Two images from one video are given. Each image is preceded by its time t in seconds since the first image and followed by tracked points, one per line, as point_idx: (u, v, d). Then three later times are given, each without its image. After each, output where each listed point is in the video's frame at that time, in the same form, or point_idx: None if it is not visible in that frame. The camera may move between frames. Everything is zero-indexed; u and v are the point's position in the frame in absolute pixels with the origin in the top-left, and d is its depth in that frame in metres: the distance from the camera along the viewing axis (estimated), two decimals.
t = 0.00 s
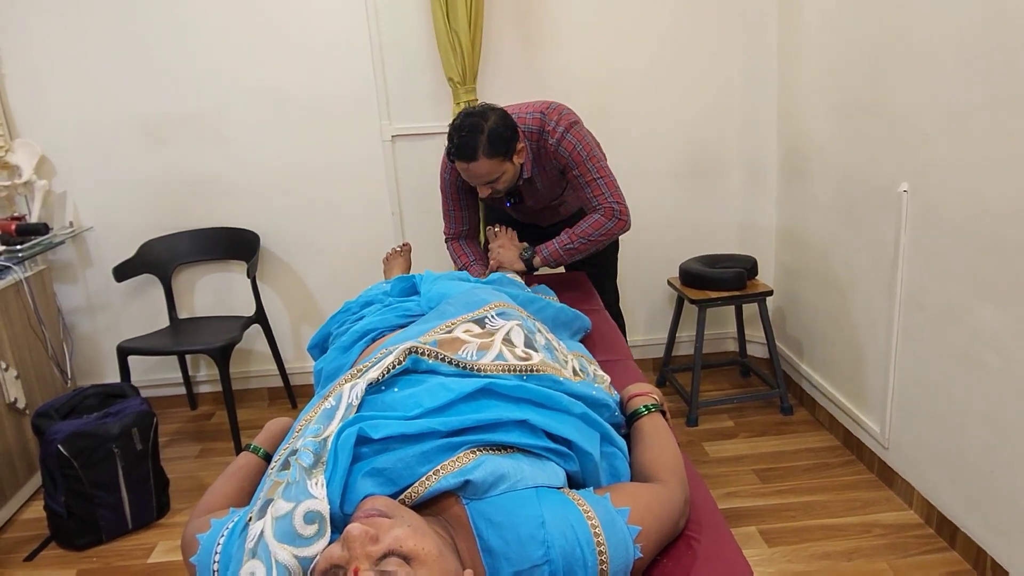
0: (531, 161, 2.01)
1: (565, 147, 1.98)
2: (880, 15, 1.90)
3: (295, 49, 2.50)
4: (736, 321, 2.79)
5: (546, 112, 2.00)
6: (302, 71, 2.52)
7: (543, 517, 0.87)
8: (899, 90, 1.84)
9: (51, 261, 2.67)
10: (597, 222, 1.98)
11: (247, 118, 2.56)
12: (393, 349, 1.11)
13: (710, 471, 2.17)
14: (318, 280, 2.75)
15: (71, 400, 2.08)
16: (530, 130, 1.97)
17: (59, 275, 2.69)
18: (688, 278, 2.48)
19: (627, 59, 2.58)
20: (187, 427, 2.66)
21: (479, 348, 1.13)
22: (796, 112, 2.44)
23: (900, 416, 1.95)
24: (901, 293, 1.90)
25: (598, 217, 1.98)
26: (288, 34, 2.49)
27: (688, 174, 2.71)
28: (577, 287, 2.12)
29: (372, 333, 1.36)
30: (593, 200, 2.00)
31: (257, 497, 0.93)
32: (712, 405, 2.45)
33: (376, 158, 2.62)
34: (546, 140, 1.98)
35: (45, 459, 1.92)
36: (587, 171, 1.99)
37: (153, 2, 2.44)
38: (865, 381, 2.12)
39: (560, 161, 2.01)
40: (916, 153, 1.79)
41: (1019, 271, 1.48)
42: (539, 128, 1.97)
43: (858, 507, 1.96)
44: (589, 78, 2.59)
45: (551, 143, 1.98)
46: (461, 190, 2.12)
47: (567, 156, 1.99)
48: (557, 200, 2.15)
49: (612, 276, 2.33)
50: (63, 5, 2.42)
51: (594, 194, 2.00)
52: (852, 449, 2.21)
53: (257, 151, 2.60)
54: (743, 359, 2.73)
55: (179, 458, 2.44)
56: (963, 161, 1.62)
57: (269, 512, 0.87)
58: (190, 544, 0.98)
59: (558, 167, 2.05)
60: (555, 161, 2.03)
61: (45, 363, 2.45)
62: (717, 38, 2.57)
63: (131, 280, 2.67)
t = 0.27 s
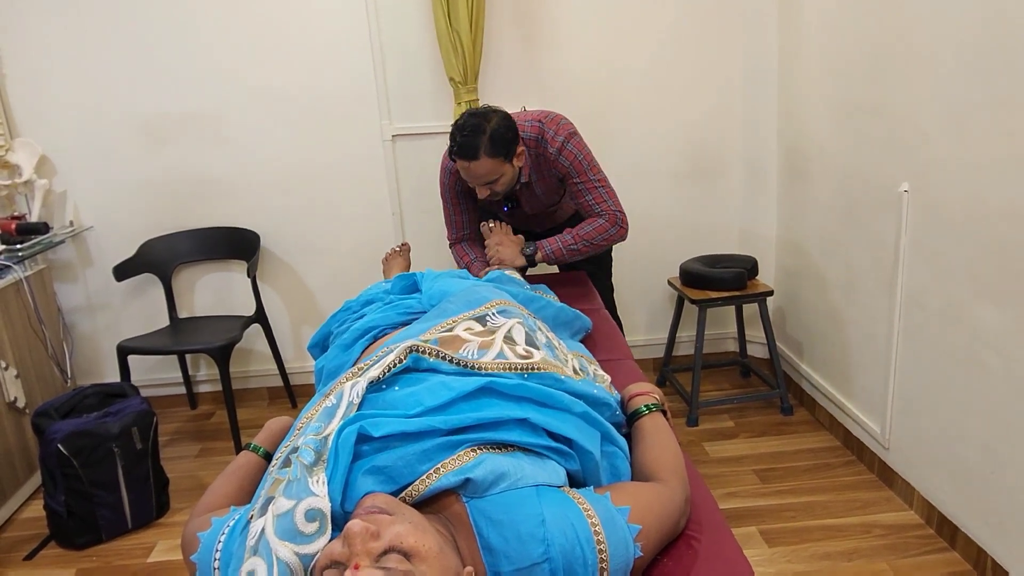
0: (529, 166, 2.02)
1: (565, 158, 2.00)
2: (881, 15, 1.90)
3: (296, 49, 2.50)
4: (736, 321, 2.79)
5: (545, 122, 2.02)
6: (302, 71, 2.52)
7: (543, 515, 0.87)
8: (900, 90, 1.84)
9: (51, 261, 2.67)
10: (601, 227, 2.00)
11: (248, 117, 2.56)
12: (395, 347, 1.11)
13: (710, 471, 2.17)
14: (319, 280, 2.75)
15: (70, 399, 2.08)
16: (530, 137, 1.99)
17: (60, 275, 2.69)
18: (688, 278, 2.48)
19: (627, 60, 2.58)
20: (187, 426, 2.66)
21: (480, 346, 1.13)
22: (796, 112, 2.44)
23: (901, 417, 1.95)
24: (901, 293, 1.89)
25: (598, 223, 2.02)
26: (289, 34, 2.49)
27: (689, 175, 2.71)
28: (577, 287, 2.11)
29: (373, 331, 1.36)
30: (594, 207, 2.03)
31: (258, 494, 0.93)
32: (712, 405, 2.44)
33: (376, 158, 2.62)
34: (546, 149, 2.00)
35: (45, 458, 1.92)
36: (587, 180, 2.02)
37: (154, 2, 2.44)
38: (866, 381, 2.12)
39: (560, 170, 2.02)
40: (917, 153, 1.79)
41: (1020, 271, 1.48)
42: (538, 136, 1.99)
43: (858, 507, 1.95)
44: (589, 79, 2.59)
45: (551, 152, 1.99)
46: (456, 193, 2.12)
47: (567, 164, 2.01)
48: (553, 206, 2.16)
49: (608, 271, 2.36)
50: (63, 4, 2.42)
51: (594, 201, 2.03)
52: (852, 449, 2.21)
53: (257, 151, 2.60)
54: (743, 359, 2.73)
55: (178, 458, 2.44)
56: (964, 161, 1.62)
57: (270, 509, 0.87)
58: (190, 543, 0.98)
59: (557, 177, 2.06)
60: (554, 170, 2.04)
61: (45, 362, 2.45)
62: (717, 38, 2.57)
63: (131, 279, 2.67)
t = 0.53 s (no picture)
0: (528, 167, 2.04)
1: (563, 161, 2.01)
2: (878, 17, 1.90)
3: (294, 50, 2.50)
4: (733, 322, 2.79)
5: (545, 127, 2.04)
6: (300, 71, 2.52)
7: (541, 512, 0.87)
8: (897, 92, 1.84)
9: (48, 261, 2.66)
10: (596, 232, 2.04)
11: (246, 118, 2.56)
12: (395, 347, 1.12)
13: (707, 472, 2.17)
14: (316, 281, 2.75)
15: (67, 400, 2.07)
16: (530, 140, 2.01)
17: (56, 275, 2.68)
18: (686, 279, 2.49)
19: (625, 61, 2.58)
20: (184, 427, 2.65)
21: (480, 346, 1.13)
22: (794, 113, 2.45)
23: (897, 418, 1.95)
24: (898, 295, 1.90)
25: (594, 227, 2.04)
26: (287, 35, 2.49)
27: (686, 176, 2.72)
28: (574, 288, 2.11)
29: (373, 330, 1.36)
30: (590, 213, 2.05)
31: (260, 492, 0.94)
32: (709, 405, 2.45)
33: (374, 158, 2.62)
34: (545, 152, 2.01)
35: (41, 459, 1.92)
36: (584, 185, 2.04)
37: (152, 2, 2.44)
38: (863, 382, 2.12)
39: (558, 174, 2.04)
40: (914, 154, 1.79)
41: (1018, 272, 1.48)
42: (538, 140, 2.01)
43: (855, 508, 1.96)
44: (587, 80, 2.60)
45: (550, 155, 2.00)
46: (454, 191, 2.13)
47: (565, 167, 2.02)
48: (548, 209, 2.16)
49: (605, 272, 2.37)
50: (61, 5, 2.42)
51: (591, 206, 2.05)
52: (849, 450, 2.21)
53: (255, 152, 2.60)
54: (740, 360, 2.74)
55: (175, 459, 2.44)
56: (961, 163, 1.62)
57: (271, 507, 0.87)
58: (190, 541, 0.98)
59: (555, 180, 2.07)
60: (552, 173, 2.05)
61: (41, 363, 2.44)
62: (715, 40, 2.58)
63: (128, 280, 2.66)
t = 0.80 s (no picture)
0: (531, 164, 2.08)
1: (566, 158, 2.07)
2: (879, 18, 1.91)
3: (295, 50, 2.51)
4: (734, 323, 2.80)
5: (547, 128, 2.12)
6: (301, 72, 2.53)
7: (541, 510, 0.87)
8: (898, 93, 1.84)
9: (49, 262, 2.66)
10: (593, 230, 2.06)
11: (247, 119, 2.57)
12: (398, 346, 1.12)
13: (708, 473, 2.17)
14: (317, 281, 2.75)
15: (68, 400, 2.07)
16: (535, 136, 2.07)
17: (58, 275, 2.69)
18: (686, 279, 2.49)
19: (626, 62, 2.59)
20: (185, 428, 2.65)
21: (482, 345, 1.14)
22: (794, 114, 2.45)
23: (898, 418, 1.95)
24: (899, 295, 1.90)
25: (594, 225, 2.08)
26: (288, 36, 2.49)
27: (687, 176, 2.72)
28: (575, 288, 2.11)
29: (374, 330, 1.36)
30: (590, 211, 2.09)
31: (263, 490, 0.94)
32: (710, 406, 2.45)
33: (374, 158, 2.62)
34: (548, 149, 2.07)
35: (42, 459, 1.92)
36: (585, 185, 2.09)
37: (154, 3, 2.44)
38: (863, 383, 2.12)
39: (560, 171, 2.09)
40: (914, 154, 1.79)
41: (1018, 273, 1.48)
42: (542, 137, 2.08)
43: (855, 509, 1.96)
44: (588, 81, 2.60)
45: (553, 152, 2.07)
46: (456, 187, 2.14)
47: (567, 165, 2.08)
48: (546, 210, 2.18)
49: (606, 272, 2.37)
50: (63, 6, 2.42)
51: (590, 204, 2.09)
52: (850, 451, 2.21)
53: (256, 152, 2.60)
54: (741, 360, 2.74)
55: (176, 459, 2.44)
56: (962, 163, 1.62)
57: (275, 505, 0.88)
58: (195, 538, 0.98)
59: (557, 178, 2.12)
60: (555, 170, 2.10)
61: (43, 363, 2.44)
62: (715, 40, 2.58)
63: (129, 280, 2.67)
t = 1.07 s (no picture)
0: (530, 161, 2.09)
1: (565, 156, 2.09)
2: (879, 18, 1.90)
3: (295, 50, 2.50)
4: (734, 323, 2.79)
5: (544, 128, 2.14)
6: (300, 72, 2.52)
7: (536, 509, 0.88)
8: (898, 93, 1.84)
9: (48, 261, 2.66)
10: (590, 226, 2.07)
11: (246, 119, 2.57)
12: (396, 345, 1.12)
13: (707, 473, 2.17)
14: (316, 281, 2.75)
15: (67, 400, 2.07)
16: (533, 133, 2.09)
17: (57, 275, 2.69)
18: (686, 279, 2.49)
19: (625, 62, 2.58)
20: (184, 427, 2.65)
21: (481, 343, 1.14)
22: (794, 114, 2.45)
23: (898, 419, 1.95)
24: (899, 295, 1.90)
25: (592, 222, 2.09)
26: (288, 35, 2.49)
27: (687, 177, 2.72)
28: (574, 288, 2.11)
29: (373, 329, 1.36)
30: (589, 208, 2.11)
31: (260, 489, 0.94)
32: (709, 406, 2.45)
33: (374, 158, 2.62)
34: (547, 148, 2.10)
35: (41, 459, 1.92)
36: (584, 183, 2.11)
37: (153, 3, 2.44)
38: (863, 383, 2.12)
39: (559, 168, 2.10)
40: (914, 154, 1.79)
41: (1017, 273, 1.48)
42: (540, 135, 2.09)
43: (855, 509, 1.96)
44: (588, 81, 2.60)
45: (551, 151, 2.09)
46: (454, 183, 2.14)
47: (566, 163, 2.10)
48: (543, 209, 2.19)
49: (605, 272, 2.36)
50: (62, 5, 2.42)
51: (589, 202, 2.11)
52: (850, 452, 2.21)
53: (256, 152, 2.60)
54: (740, 360, 2.73)
55: (175, 459, 2.44)
56: (962, 162, 1.62)
57: (270, 502, 0.88)
58: (194, 538, 0.97)
59: (556, 177, 2.13)
60: (554, 168, 2.12)
61: (42, 362, 2.44)
62: (715, 41, 2.58)
63: (128, 280, 2.66)
